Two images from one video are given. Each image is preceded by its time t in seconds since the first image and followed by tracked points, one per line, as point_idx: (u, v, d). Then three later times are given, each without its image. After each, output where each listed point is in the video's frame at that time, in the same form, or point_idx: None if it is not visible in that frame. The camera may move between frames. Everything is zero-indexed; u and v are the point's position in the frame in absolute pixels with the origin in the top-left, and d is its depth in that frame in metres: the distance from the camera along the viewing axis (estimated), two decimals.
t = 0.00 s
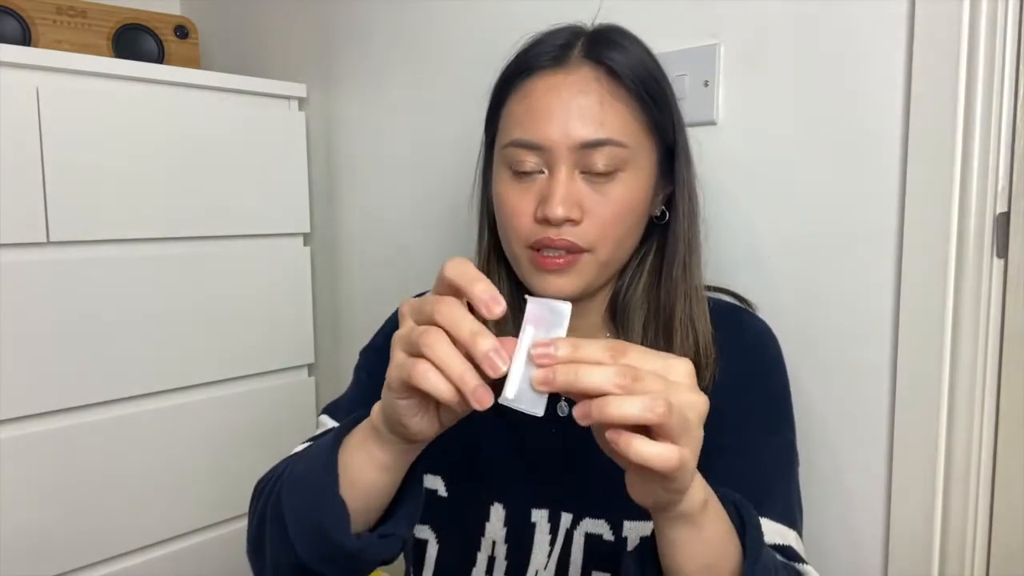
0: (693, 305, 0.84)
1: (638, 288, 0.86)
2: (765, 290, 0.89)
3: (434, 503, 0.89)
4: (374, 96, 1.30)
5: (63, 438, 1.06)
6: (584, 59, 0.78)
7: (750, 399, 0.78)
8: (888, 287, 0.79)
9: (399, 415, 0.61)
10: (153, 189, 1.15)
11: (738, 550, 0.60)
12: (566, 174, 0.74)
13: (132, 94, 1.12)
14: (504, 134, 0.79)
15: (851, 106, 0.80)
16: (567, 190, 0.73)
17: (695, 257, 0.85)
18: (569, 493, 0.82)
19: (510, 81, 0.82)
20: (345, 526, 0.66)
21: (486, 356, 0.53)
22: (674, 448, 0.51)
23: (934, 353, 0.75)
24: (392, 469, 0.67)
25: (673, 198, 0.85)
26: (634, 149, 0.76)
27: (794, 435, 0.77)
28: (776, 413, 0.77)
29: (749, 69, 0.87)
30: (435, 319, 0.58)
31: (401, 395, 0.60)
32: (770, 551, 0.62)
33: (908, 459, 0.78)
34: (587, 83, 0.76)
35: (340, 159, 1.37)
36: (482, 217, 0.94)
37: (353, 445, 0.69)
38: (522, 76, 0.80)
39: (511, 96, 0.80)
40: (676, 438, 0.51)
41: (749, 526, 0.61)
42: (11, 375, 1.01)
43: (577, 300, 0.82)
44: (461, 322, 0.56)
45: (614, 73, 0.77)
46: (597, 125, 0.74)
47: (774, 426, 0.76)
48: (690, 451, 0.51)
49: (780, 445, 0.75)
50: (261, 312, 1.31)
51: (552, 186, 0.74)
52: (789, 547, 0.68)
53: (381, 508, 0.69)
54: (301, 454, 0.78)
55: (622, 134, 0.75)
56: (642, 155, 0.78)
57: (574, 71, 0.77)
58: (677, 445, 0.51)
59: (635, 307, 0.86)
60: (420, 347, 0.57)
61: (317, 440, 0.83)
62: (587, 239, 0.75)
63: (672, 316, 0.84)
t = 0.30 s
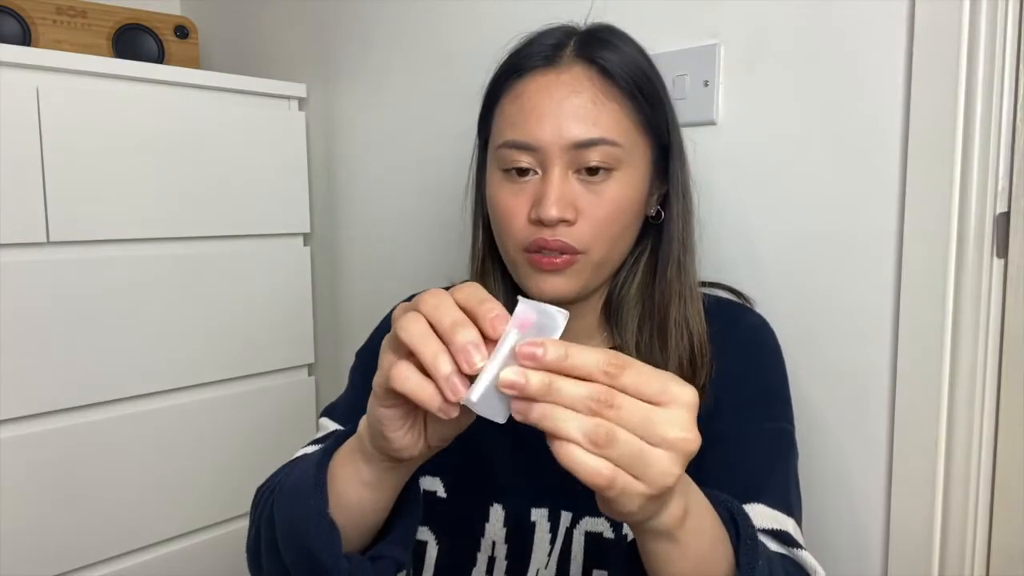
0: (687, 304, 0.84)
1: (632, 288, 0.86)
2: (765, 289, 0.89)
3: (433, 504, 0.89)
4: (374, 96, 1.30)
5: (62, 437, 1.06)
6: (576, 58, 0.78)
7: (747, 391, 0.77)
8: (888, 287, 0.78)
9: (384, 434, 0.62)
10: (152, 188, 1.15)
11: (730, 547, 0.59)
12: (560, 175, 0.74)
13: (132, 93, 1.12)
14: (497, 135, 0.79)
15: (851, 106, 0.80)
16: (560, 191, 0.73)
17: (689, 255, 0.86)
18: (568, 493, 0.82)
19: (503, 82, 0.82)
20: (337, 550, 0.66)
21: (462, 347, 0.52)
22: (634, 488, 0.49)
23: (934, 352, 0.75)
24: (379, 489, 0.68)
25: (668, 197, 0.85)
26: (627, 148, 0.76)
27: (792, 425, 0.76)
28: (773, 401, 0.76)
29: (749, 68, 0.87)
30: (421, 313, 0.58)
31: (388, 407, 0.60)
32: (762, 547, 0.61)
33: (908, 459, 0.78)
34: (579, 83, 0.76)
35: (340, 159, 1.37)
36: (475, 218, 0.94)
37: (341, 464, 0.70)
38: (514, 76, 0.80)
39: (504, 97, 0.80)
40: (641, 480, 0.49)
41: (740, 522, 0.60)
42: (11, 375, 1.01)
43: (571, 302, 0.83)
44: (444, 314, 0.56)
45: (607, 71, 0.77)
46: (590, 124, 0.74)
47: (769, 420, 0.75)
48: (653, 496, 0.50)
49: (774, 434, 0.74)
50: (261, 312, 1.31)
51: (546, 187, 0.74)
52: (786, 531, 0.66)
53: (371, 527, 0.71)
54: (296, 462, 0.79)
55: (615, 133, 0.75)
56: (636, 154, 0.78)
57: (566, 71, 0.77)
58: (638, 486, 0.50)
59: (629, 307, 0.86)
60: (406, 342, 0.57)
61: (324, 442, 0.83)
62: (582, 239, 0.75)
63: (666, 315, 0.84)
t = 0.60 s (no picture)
0: (684, 303, 0.83)
1: (631, 287, 0.86)
2: (764, 290, 0.89)
3: (432, 504, 0.89)
4: (373, 96, 1.30)
5: (62, 438, 1.06)
6: (571, 58, 0.78)
7: (745, 391, 0.77)
8: (888, 287, 0.78)
9: (378, 442, 0.62)
10: (153, 188, 1.15)
11: (712, 552, 0.59)
12: (555, 176, 0.74)
13: (132, 93, 1.12)
14: (493, 136, 0.79)
15: (850, 106, 0.80)
16: (556, 192, 0.74)
17: (687, 254, 0.86)
18: (566, 493, 0.82)
19: (499, 82, 0.82)
20: (336, 554, 0.67)
21: (457, 363, 0.52)
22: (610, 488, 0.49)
23: (933, 352, 0.75)
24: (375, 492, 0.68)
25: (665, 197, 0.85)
26: (623, 147, 0.76)
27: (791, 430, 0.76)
28: (773, 402, 0.76)
29: (748, 68, 0.87)
30: (413, 325, 0.57)
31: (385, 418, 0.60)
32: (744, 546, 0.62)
33: (908, 459, 0.78)
34: (574, 82, 0.76)
35: (340, 159, 1.37)
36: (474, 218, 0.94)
37: (337, 469, 0.70)
38: (510, 76, 0.80)
39: (499, 97, 0.80)
40: (618, 478, 0.49)
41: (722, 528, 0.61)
42: (10, 374, 1.01)
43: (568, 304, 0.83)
44: (438, 328, 0.55)
45: (602, 70, 0.77)
46: (585, 124, 0.74)
47: (766, 421, 0.75)
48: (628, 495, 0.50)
49: (773, 438, 0.74)
50: (261, 312, 1.31)
51: (542, 187, 0.74)
52: (780, 536, 0.66)
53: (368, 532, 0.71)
54: (296, 465, 0.79)
55: (610, 133, 0.75)
56: (632, 153, 0.78)
57: (562, 71, 0.77)
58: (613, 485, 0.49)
59: (627, 306, 0.86)
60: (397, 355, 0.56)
61: (326, 442, 0.83)
62: (578, 240, 0.75)
63: (663, 315, 0.84)
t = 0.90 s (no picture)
0: (685, 303, 0.83)
1: (631, 288, 0.87)
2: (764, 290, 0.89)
3: (431, 505, 0.89)
4: (373, 96, 1.30)
5: (62, 438, 1.06)
6: (569, 60, 0.77)
7: (744, 392, 0.77)
8: (888, 287, 0.78)
9: (376, 444, 0.62)
10: (153, 188, 1.15)
11: (705, 560, 0.59)
12: (553, 179, 0.74)
13: (132, 93, 1.12)
14: (491, 138, 0.79)
15: (850, 106, 0.80)
16: (553, 195, 0.74)
17: (688, 255, 0.86)
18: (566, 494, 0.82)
19: (496, 84, 0.82)
20: (333, 552, 0.67)
21: (457, 380, 0.51)
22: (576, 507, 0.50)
23: (933, 352, 0.75)
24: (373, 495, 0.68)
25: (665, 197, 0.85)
26: (620, 149, 0.76)
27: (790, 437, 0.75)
28: (773, 404, 0.76)
29: (748, 68, 0.87)
30: (421, 338, 0.57)
31: (385, 422, 0.60)
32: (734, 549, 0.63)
33: (908, 459, 0.78)
34: (571, 85, 0.76)
35: (340, 159, 1.37)
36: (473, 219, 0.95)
37: (334, 469, 0.70)
38: (507, 78, 0.80)
39: (497, 99, 0.80)
40: (590, 501, 0.50)
41: (718, 537, 0.61)
42: (11, 374, 1.01)
43: (570, 304, 0.83)
44: (443, 342, 0.55)
45: (600, 72, 0.77)
46: (582, 126, 0.74)
47: (766, 423, 0.75)
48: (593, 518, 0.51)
49: (772, 443, 0.74)
50: (261, 312, 1.31)
51: (539, 190, 0.74)
52: (777, 546, 0.66)
53: (364, 533, 0.71)
54: (293, 465, 0.79)
55: (607, 135, 0.75)
56: (630, 155, 0.78)
57: (559, 73, 0.77)
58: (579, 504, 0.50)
59: (627, 307, 0.86)
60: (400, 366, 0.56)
61: (327, 442, 0.83)
62: (576, 242, 0.75)
63: (663, 316, 0.83)
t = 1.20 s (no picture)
0: (686, 303, 0.83)
1: (631, 288, 0.87)
2: (765, 290, 0.89)
3: (432, 506, 0.89)
4: (373, 96, 1.30)
5: (62, 438, 1.06)
6: (568, 61, 0.77)
7: (743, 394, 0.77)
8: (888, 287, 0.78)
9: (382, 450, 0.62)
10: (153, 188, 1.15)
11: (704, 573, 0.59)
12: (552, 181, 0.74)
13: (132, 93, 1.12)
14: (491, 139, 0.79)
15: (850, 107, 0.80)
16: (553, 196, 0.74)
17: (688, 255, 0.86)
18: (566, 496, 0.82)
19: (495, 85, 0.82)
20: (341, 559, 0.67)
21: (461, 396, 0.51)
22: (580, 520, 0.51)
23: (934, 352, 0.75)
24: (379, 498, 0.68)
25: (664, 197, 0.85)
26: (620, 150, 0.76)
27: (789, 438, 0.76)
28: (772, 408, 0.76)
29: (748, 68, 0.87)
30: (407, 360, 0.56)
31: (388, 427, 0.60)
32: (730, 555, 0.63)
33: (908, 459, 0.78)
34: (570, 86, 0.76)
35: (340, 160, 1.37)
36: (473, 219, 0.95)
37: (339, 476, 0.70)
38: (506, 79, 0.80)
39: (496, 101, 0.80)
40: (590, 514, 0.50)
41: (714, 549, 0.60)
42: (11, 373, 1.01)
43: (570, 304, 0.83)
44: (434, 362, 0.55)
45: (599, 73, 0.77)
46: (582, 128, 0.74)
47: (766, 425, 0.75)
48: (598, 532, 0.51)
49: (770, 444, 0.74)
50: (261, 312, 1.31)
51: (539, 192, 0.74)
52: (774, 549, 0.68)
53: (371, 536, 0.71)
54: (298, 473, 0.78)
55: (607, 136, 0.75)
56: (630, 156, 0.78)
57: (558, 75, 0.77)
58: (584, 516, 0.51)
59: (627, 307, 0.86)
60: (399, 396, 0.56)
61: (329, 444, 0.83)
62: (576, 244, 0.75)
63: (664, 315, 0.83)
